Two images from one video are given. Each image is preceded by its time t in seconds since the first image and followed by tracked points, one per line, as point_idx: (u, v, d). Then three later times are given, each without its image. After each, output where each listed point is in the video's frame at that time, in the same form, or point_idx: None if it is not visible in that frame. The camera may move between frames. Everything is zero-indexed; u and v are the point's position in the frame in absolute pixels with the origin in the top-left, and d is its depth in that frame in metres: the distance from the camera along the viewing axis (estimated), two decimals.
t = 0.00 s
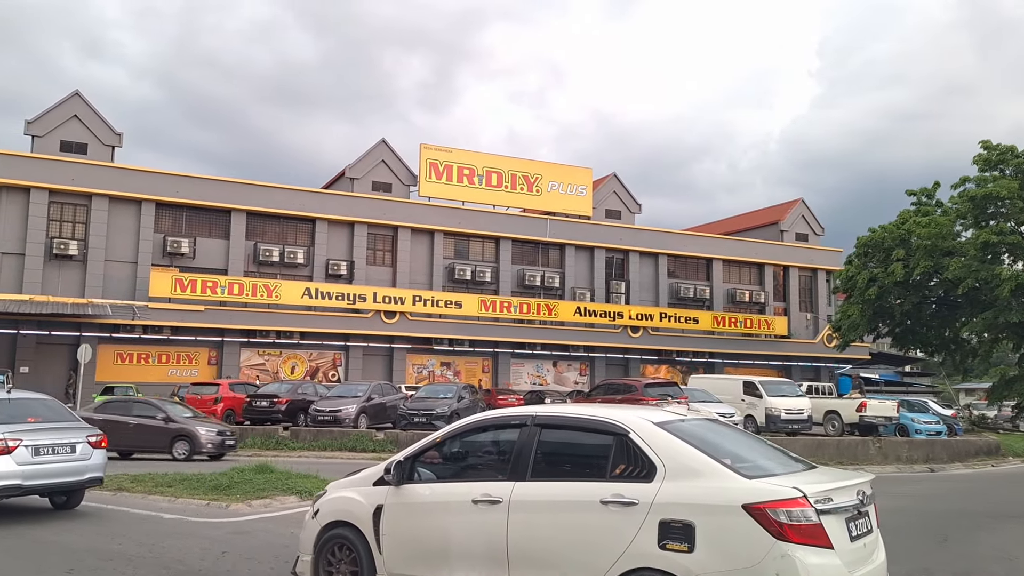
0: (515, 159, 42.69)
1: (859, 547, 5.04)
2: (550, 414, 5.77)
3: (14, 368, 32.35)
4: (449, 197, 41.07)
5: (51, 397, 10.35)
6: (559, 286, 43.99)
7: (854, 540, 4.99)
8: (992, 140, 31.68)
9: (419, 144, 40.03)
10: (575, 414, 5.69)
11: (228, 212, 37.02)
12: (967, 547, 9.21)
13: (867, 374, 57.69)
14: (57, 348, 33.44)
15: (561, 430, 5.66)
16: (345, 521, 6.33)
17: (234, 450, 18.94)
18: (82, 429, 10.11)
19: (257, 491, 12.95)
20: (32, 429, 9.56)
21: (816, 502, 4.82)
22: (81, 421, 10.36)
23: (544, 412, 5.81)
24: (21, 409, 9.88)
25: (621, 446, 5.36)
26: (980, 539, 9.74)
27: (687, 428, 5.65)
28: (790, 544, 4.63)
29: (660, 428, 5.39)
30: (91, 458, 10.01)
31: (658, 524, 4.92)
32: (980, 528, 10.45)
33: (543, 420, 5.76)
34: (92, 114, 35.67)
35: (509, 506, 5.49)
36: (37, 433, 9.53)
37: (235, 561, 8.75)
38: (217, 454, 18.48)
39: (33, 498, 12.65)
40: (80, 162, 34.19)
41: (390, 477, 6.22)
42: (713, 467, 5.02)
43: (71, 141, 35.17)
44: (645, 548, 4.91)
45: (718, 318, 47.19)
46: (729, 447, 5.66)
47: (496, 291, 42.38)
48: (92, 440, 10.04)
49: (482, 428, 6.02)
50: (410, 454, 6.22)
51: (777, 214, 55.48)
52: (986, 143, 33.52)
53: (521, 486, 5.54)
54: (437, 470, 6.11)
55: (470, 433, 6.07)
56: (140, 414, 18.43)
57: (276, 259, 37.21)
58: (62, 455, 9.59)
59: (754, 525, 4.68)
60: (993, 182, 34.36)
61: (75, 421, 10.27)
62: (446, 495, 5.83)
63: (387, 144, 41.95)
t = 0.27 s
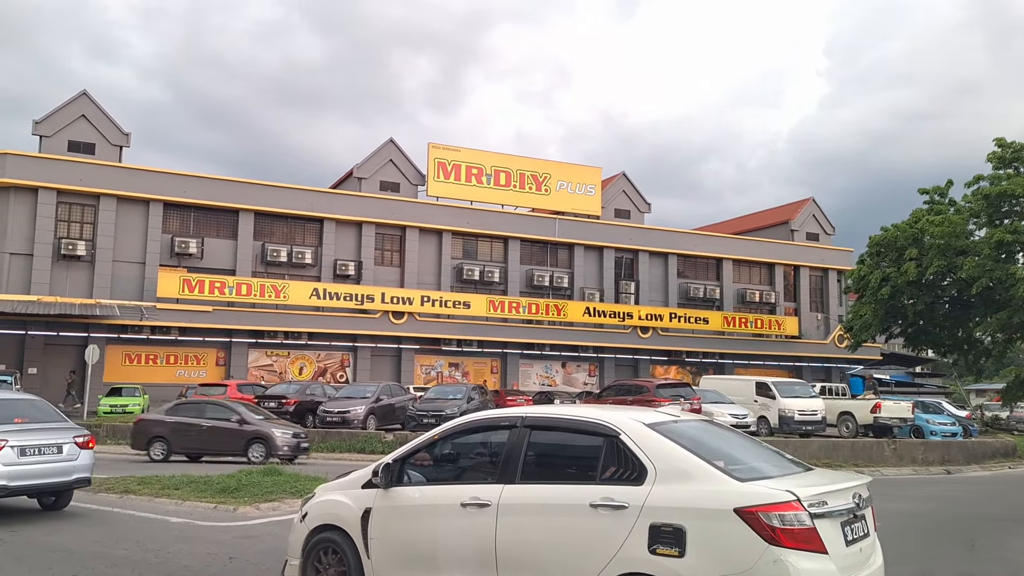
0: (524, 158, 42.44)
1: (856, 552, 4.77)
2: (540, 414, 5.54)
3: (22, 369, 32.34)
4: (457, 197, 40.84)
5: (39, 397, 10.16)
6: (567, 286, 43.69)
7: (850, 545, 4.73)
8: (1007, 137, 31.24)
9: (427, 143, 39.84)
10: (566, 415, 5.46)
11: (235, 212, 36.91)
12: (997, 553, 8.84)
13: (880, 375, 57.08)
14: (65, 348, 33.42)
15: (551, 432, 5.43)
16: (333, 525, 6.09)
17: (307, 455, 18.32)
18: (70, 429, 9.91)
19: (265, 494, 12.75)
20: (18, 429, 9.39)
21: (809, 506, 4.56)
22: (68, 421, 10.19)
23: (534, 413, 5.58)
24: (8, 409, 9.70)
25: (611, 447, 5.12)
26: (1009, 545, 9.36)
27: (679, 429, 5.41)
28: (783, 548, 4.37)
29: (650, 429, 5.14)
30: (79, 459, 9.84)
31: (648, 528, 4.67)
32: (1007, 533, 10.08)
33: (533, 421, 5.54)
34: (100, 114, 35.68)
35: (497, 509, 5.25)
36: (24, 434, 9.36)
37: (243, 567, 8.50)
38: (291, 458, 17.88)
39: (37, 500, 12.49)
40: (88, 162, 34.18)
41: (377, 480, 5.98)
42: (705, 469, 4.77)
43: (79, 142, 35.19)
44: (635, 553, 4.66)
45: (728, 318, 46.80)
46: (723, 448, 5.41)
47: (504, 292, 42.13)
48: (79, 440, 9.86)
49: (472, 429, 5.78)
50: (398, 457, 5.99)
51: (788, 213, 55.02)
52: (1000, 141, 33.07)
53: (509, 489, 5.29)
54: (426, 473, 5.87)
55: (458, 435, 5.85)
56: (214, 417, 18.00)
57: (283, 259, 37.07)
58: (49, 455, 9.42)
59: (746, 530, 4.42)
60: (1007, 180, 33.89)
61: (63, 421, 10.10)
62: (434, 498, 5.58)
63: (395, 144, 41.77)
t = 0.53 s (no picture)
0: (532, 157, 42.21)
1: (836, 553, 4.72)
2: (521, 414, 5.47)
3: (31, 369, 32.36)
4: (466, 197, 40.67)
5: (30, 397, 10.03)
6: (576, 286, 43.44)
7: (830, 547, 4.68)
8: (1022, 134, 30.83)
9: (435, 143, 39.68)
10: (548, 415, 5.38)
11: (243, 212, 36.83)
12: None
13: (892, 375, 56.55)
14: (74, 349, 33.44)
15: (532, 432, 5.36)
16: (314, 526, 6.00)
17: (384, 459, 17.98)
18: (59, 429, 9.76)
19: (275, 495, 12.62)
20: (6, 429, 9.27)
21: (788, 507, 4.51)
22: (57, 421, 10.05)
23: (515, 413, 5.50)
24: None
25: (591, 448, 5.08)
26: None
27: (661, 429, 5.36)
28: (760, 549, 4.33)
29: (630, 429, 5.10)
30: (67, 459, 9.69)
31: (627, 528, 4.64)
32: None
33: (514, 421, 5.46)
34: (108, 115, 35.70)
35: (477, 510, 5.19)
36: (11, 434, 9.25)
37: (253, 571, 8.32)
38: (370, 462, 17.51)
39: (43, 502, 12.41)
40: (96, 163, 34.16)
41: (359, 480, 5.89)
42: (684, 470, 4.72)
43: (87, 142, 35.21)
44: (613, 554, 4.63)
45: (738, 318, 46.47)
46: (705, 448, 5.36)
47: (513, 292, 41.93)
48: (68, 440, 9.71)
49: (455, 429, 5.69)
50: (380, 457, 5.89)
51: (798, 212, 54.61)
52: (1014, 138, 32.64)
53: (490, 489, 5.23)
54: (409, 473, 5.79)
55: (440, 435, 5.77)
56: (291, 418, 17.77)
57: (292, 260, 36.97)
58: (36, 455, 9.29)
59: (723, 531, 4.39)
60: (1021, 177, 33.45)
61: (52, 421, 9.96)
62: (415, 498, 5.51)
63: (403, 143, 41.63)
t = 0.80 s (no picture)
0: (541, 157, 42.00)
1: (803, 555, 4.65)
2: (496, 414, 5.38)
3: (40, 370, 32.40)
4: (474, 197, 40.51)
5: (20, 397, 9.92)
6: (585, 286, 43.19)
7: (797, 547, 4.61)
8: None
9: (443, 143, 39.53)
10: (522, 415, 5.29)
11: (251, 212, 36.77)
12: None
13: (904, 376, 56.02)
14: (82, 349, 33.44)
15: (506, 432, 5.27)
16: (292, 526, 5.94)
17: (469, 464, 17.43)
18: (49, 429, 9.62)
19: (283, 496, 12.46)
20: None
21: (753, 507, 4.44)
22: (47, 421, 9.92)
23: (490, 413, 5.40)
24: None
25: (562, 447, 5.00)
26: None
27: (635, 429, 5.28)
28: (725, 549, 4.26)
29: (601, 428, 5.02)
30: (58, 459, 9.54)
31: (595, 528, 4.56)
32: None
33: (488, 421, 5.37)
34: (116, 115, 35.75)
35: (450, 510, 5.11)
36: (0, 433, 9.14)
37: None
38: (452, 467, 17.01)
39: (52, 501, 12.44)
40: (105, 163, 34.19)
41: (336, 481, 5.81)
42: (652, 470, 4.65)
43: (96, 142, 35.27)
44: (581, 554, 4.56)
45: (749, 319, 46.14)
46: (679, 447, 5.28)
47: (522, 292, 41.73)
48: (58, 440, 9.56)
49: (431, 429, 5.60)
50: (358, 457, 5.81)
51: (809, 212, 54.22)
52: None
53: (462, 489, 5.15)
54: (387, 474, 5.69)
55: (416, 435, 5.68)
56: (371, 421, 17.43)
57: (300, 260, 36.89)
58: (26, 455, 9.16)
59: (689, 531, 4.32)
60: None
61: (42, 421, 9.84)
62: (390, 499, 5.43)
63: (411, 143, 41.52)
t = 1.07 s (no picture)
0: (551, 156, 41.74)
1: (767, 555, 4.58)
2: (467, 414, 5.30)
3: (50, 370, 32.39)
4: (484, 196, 40.30)
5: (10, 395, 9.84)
6: (596, 286, 42.89)
7: (761, 548, 4.55)
8: None
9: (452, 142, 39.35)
10: (493, 415, 5.21)
11: (260, 212, 36.70)
12: None
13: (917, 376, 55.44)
14: (92, 350, 33.41)
15: (476, 432, 5.19)
16: (267, 526, 5.86)
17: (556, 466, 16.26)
18: (39, 429, 9.49)
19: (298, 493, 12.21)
20: None
21: (716, 506, 4.37)
22: (38, 420, 9.83)
23: (462, 413, 5.33)
24: None
25: (530, 448, 4.92)
26: None
27: (603, 429, 5.21)
28: (686, 549, 4.19)
29: (568, 428, 4.96)
30: (50, 458, 9.46)
31: (560, 528, 4.49)
32: None
33: (460, 421, 5.29)
34: (125, 115, 35.77)
35: (420, 510, 5.01)
36: None
37: None
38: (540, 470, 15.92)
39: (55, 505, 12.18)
40: (113, 163, 34.15)
41: (310, 480, 5.72)
42: (615, 470, 4.57)
43: (105, 143, 35.29)
44: (547, 553, 4.48)
45: (760, 318, 45.74)
46: (648, 448, 5.20)
47: (531, 292, 41.48)
48: (49, 440, 9.48)
49: (405, 429, 5.51)
50: (332, 457, 5.73)
51: (820, 211, 53.77)
52: None
53: (433, 489, 5.05)
54: (362, 474, 5.60)
55: (389, 435, 5.61)
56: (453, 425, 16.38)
57: (309, 260, 36.77)
58: (17, 455, 9.09)
59: (650, 531, 4.25)
60: None
61: (33, 420, 9.75)
62: (361, 499, 5.34)
63: (420, 143, 41.34)
